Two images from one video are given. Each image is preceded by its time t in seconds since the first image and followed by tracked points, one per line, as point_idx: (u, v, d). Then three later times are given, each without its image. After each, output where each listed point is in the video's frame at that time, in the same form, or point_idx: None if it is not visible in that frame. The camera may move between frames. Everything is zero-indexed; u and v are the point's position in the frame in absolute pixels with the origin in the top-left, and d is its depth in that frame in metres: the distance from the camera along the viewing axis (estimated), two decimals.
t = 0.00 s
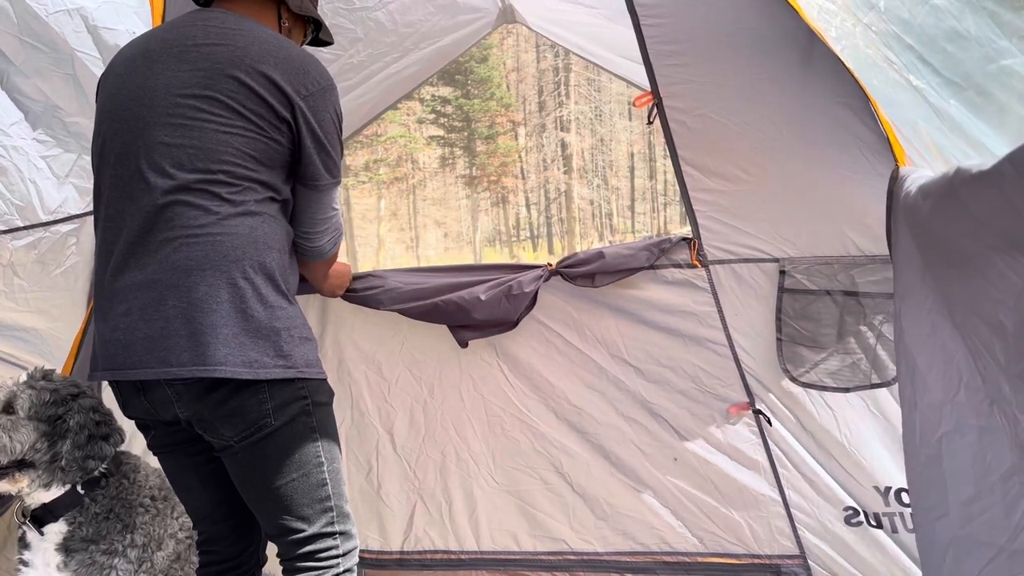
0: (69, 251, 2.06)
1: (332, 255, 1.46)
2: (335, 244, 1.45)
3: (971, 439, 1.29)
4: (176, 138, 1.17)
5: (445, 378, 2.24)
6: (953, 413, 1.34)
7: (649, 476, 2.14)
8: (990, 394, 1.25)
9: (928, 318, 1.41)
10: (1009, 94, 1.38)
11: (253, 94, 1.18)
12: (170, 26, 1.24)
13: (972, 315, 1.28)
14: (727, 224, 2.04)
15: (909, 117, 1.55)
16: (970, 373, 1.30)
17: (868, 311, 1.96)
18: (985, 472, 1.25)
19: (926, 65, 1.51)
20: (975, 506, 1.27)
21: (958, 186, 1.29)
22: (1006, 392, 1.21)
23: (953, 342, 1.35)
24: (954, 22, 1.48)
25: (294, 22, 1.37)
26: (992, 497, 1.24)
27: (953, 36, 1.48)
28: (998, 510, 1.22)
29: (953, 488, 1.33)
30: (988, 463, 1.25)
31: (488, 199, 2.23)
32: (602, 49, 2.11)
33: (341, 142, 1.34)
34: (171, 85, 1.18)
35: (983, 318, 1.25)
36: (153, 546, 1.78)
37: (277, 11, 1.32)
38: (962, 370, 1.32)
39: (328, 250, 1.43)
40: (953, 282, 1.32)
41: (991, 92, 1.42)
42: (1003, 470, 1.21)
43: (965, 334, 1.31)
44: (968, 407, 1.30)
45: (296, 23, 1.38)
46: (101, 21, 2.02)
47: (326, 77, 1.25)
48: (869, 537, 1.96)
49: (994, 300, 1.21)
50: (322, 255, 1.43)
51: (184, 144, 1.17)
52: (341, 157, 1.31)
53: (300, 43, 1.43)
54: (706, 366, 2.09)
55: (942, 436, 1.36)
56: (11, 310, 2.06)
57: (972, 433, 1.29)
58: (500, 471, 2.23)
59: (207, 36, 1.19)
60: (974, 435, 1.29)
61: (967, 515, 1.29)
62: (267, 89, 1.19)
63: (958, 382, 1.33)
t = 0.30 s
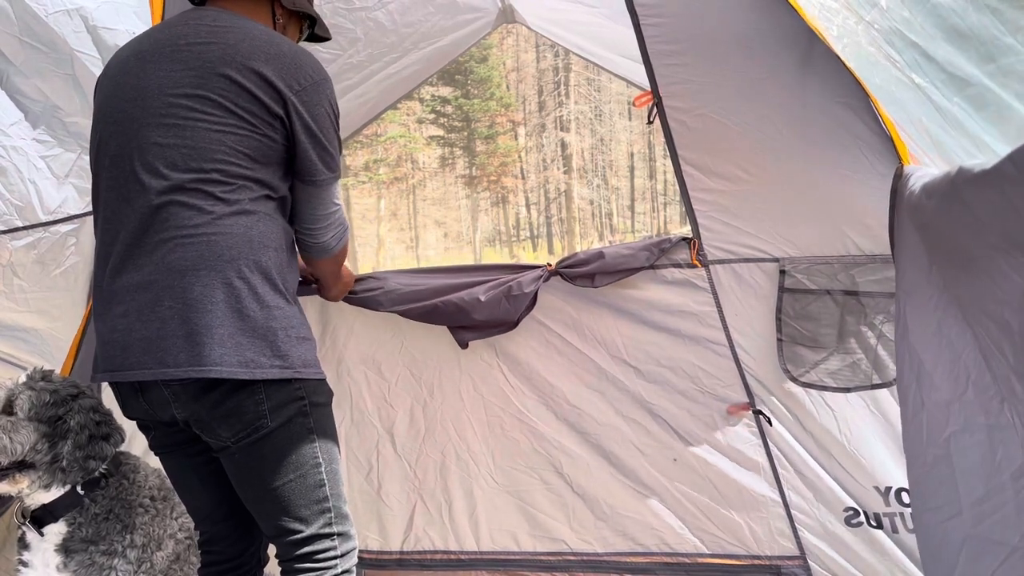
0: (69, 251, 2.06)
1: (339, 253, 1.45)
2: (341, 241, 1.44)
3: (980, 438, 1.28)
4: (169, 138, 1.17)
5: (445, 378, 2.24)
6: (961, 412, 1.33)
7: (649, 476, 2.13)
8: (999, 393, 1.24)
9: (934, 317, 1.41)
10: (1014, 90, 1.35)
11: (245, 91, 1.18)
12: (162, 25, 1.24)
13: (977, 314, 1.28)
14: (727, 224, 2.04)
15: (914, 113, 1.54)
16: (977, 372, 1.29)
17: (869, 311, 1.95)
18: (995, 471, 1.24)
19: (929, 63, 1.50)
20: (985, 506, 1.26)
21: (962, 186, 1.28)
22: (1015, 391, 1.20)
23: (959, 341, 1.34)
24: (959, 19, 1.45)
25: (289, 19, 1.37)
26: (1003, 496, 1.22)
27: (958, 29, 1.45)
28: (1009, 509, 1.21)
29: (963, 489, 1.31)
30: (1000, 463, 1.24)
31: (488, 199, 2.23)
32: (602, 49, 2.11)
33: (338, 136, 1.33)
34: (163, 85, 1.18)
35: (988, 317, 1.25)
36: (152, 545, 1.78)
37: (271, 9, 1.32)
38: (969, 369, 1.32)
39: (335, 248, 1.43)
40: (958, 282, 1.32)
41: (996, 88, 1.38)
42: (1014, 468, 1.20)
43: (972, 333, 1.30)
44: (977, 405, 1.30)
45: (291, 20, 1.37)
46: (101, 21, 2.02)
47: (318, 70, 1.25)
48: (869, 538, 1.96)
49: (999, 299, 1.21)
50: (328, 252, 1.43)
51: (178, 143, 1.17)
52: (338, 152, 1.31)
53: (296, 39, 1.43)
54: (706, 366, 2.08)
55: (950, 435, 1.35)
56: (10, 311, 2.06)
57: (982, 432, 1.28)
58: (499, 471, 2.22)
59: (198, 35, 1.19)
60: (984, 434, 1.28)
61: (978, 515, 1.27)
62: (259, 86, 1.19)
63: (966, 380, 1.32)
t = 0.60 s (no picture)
0: (69, 251, 2.07)
1: (343, 247, 1.45)
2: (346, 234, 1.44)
3: (975, 439, 1.28)
4: (165, 139, 1.17)
5: (445, 378, 2.24)
6: (956, 414, 1.33)
7: (649, 477, 2.13)
8: (993, 394, 1.24)
9: (932, 318, 1.41)
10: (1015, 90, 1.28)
11: (239, 91, 1.18)
12: (156, 26, 1.24)
13: (974, 314, 1.27)
14: (727, 224, 2.04)
15: (919, 112, 1.54)
16: (974, 373, 1.29)
17: (869, 311, 1.95)
18: (990, 472, 1.24)
19: (935, 61, 1.45)
20: (979, 506, 1.26)
21: (965, 185, 1.28)
22: (1009, 393, 1.20)
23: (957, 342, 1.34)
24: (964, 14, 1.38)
25: (285, 16, 1.36)
26: (997, 496, 1.23)
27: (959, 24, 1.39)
28: (1003, 510, 1.21)
29: (957, 489, 1.32)
30: (994, 464, 1.23)
31: (488, 199, 2.23)
32: (602, 49, 2.11)
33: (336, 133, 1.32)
34: (158, 86, 1.18)
35: (984, 318, 1.24)
36: (153, 545, 1.78)
37: (267, 7, 1.32)
38: (965, 370, 1.31)
39: (339, 241, 1.43)
40: (957, 283, 1.32)
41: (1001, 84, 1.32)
42: (1009, 469, 1.20)
43: (969, 334, 1.30)
44: (972, 407, 1.30)
45: (287, 17, 1.37)
46: (101, 21, 2.02)
47: (314, 68, 1.24)
48: (869, 539, 1.95)
49: (996, 299, 1.21)
50: (333, 246, 1.43)
51: (174, 144, 1.17)
52: (337, 149, 1.30)
53: (295, 37, 1.43)
54: (706, 367, 2.08)
55: (946, 435, 1.35)
56: (10, 310, 2.06)
57: (977, 433, 1.28)
58: (500, 471, 2.22)
59: (192, 35, 1.19)
60: (978, 436, 1.28)
61: (972, 515, 1.28)
62: (254, 85, 1.18)
63: (961, 382, 1.32)
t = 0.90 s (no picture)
0: (69, 252, 2.07)
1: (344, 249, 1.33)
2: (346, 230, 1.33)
3: (966, 439, 1.29)
4: (157, 139, 1.17)
5: (445, 378, 2.24)
6: (947, 413, 1.34)
7: (649, 477, 2.13)
8: (985, 393, 1.25)
9: (927, 316, 1.40)
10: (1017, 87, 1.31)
11: (226, 86, 1.16)
12: (149, 27, 1.24)
13: (968, 312, 1.27)
14: (728, 225, 2.04)
15: (917, 112, 1.53)
16: (966, 373, 1.30)
17: (869, 311, 1.94)
18: (978, 472, 1.26)
19: (935, 60, 1.47)
20: (966, 505, 1.28)
21: (960, 181, 1.27)
22: (1002, 392, 1.21)
23: (951, 341, 1.34)
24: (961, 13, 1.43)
25: (277, 11, 1.35)
26: (985, 496, 1.25)
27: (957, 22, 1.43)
28: (992, 510, 1.23)
29: (945, 488, 1.33)
30: (983, 464, 1.25)
31: (488, 199, 2.23)
32: (602, 49, 2.11)
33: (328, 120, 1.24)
34: (150, 86, 1.18)
35: (979, 315, 1.24)
36: (154, 546, 1.78)
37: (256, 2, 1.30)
38: (958, 370, 1.32)
39: (341, 242, 1.31)
40: (953, 281, 1.31)
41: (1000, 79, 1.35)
42: (997, 470, 1.23)
43: (963, 334, 1.30)
44: (962, 406, 1.30)
45: (279, 13, 1.35)
46: (101, 20, 2.02)
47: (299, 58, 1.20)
48: (869, 539, 1.95)
49: (991, 297, 1.21)
50: (334, 249, 1.31)
51: (166, 143, 1.17)
52: (327, 137, 1.22)
53: (291, 35, 1.41)
54: (706, 367, 2.08)
55: (936, 435, 1.35)
56: (11, 310, 2.06)
57: (967, 433, 1.29)
58: (499, 471, 2.22)
59: (181, 34, 1.19)
60: (968, 436, 1.29)
61: (959, 514, 1.29)
62: (240, 79, 1.16)
63: (954, 381, 1.33)
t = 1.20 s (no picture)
0: (69, 251, 2.05)
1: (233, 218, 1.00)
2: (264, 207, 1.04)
3: (954, 440, 1.29)
4: (123, 139, 1.19)
5: (446, 377, 2.24)
6: (937, 413, 1.33)
7: (649, 476, 2.14)
8: (977, 395, 1.25)
9: (922, 317, 1.39)
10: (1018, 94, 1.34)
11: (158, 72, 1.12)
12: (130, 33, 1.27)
13: (963, 312, 1.27)
14: (728, 225, 2.05)
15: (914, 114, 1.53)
16: (958, 374, 1.30)
17: (868, 311, 1.95)
18: (963, 472, 1.27)
19: (932, 63, 1.48)
20: (951, 506, 1.28)
21: (958, 182, 1.27)
22: (996, 393, 1.21)
23: (945, 342, 1.34)
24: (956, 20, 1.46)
25: None
26: (970, 496, 1.25)
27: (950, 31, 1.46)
28: (977, 511, 1.23)
29: (930, 488, 1.33)
30: (970, 464, 1.25)
31: (487, 199, 2.23)
32: (602, 49, 2.11)
33: (230, 63, 1.05)
34: (117, 88, 1.20)
35: (974, 317, 1.25)
36: (153, 546, 1.78)
37: None
38: (950, 371, 1.32)
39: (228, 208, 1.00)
40: (949, 282, 1.31)
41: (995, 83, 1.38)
42: (983, 472, 1.23)
43: (959, 335, 1.30)
44: (953, 407, 1.31)
45: None
46: (101, 21, 2.00)
47: (211, 20, 1.08)
48: (868, 538, 1.96)
49: (987, 299, 1.21)
50: (218, 215, 1.00)
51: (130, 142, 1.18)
52: (218, 92, 1.03)
53: (287, 25, 1.32)
54: (706, 366, 2.09)
55: (925, 435, 1.35)
56: (10, 310, 2.05)
57: (956, 434, 1.29)
58: (500, 471, 2.23)
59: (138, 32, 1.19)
60: (956, 436, 1.29)
61: (943, 513, 1.30)
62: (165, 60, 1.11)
63: (945, 382, 1.33)
